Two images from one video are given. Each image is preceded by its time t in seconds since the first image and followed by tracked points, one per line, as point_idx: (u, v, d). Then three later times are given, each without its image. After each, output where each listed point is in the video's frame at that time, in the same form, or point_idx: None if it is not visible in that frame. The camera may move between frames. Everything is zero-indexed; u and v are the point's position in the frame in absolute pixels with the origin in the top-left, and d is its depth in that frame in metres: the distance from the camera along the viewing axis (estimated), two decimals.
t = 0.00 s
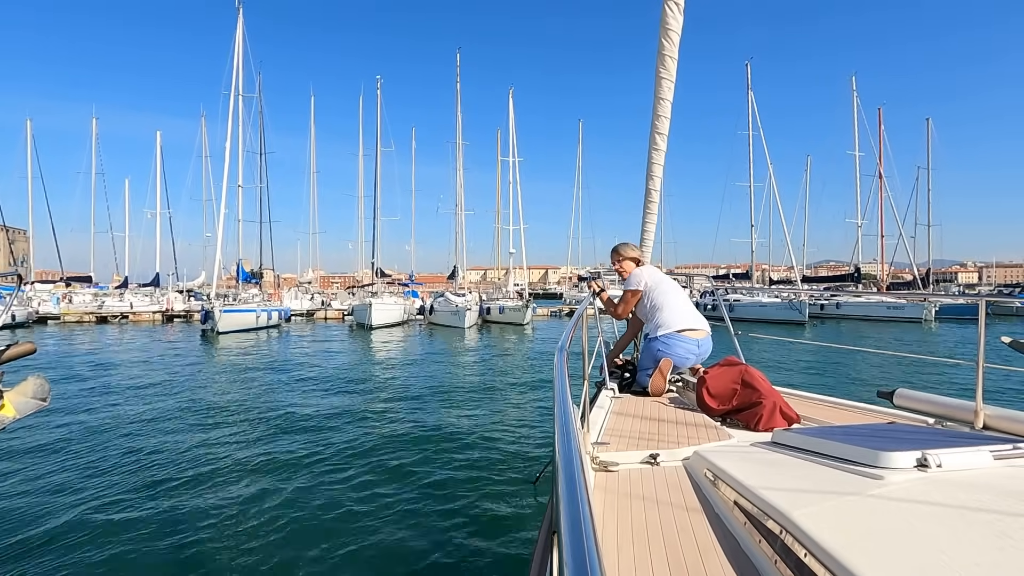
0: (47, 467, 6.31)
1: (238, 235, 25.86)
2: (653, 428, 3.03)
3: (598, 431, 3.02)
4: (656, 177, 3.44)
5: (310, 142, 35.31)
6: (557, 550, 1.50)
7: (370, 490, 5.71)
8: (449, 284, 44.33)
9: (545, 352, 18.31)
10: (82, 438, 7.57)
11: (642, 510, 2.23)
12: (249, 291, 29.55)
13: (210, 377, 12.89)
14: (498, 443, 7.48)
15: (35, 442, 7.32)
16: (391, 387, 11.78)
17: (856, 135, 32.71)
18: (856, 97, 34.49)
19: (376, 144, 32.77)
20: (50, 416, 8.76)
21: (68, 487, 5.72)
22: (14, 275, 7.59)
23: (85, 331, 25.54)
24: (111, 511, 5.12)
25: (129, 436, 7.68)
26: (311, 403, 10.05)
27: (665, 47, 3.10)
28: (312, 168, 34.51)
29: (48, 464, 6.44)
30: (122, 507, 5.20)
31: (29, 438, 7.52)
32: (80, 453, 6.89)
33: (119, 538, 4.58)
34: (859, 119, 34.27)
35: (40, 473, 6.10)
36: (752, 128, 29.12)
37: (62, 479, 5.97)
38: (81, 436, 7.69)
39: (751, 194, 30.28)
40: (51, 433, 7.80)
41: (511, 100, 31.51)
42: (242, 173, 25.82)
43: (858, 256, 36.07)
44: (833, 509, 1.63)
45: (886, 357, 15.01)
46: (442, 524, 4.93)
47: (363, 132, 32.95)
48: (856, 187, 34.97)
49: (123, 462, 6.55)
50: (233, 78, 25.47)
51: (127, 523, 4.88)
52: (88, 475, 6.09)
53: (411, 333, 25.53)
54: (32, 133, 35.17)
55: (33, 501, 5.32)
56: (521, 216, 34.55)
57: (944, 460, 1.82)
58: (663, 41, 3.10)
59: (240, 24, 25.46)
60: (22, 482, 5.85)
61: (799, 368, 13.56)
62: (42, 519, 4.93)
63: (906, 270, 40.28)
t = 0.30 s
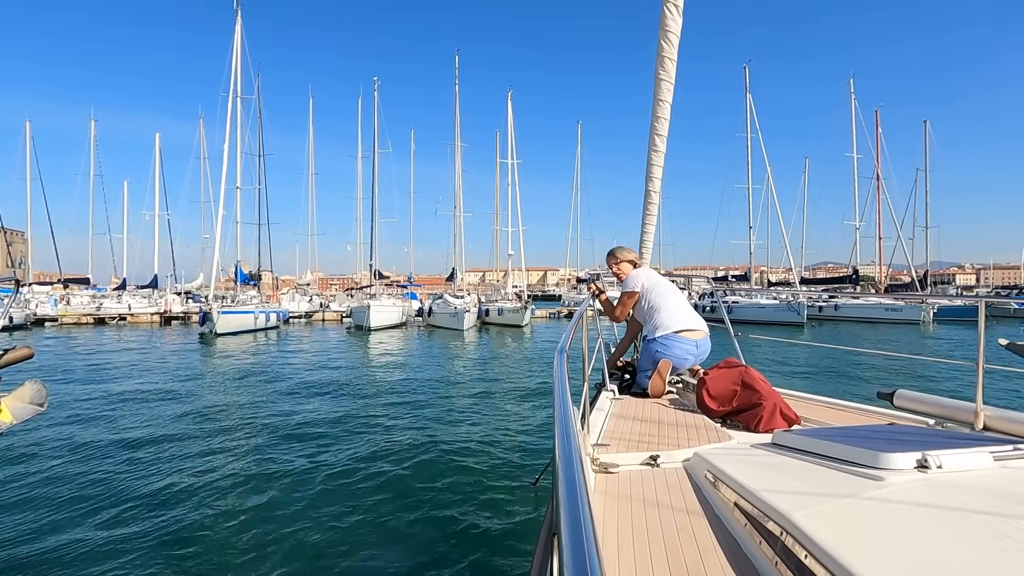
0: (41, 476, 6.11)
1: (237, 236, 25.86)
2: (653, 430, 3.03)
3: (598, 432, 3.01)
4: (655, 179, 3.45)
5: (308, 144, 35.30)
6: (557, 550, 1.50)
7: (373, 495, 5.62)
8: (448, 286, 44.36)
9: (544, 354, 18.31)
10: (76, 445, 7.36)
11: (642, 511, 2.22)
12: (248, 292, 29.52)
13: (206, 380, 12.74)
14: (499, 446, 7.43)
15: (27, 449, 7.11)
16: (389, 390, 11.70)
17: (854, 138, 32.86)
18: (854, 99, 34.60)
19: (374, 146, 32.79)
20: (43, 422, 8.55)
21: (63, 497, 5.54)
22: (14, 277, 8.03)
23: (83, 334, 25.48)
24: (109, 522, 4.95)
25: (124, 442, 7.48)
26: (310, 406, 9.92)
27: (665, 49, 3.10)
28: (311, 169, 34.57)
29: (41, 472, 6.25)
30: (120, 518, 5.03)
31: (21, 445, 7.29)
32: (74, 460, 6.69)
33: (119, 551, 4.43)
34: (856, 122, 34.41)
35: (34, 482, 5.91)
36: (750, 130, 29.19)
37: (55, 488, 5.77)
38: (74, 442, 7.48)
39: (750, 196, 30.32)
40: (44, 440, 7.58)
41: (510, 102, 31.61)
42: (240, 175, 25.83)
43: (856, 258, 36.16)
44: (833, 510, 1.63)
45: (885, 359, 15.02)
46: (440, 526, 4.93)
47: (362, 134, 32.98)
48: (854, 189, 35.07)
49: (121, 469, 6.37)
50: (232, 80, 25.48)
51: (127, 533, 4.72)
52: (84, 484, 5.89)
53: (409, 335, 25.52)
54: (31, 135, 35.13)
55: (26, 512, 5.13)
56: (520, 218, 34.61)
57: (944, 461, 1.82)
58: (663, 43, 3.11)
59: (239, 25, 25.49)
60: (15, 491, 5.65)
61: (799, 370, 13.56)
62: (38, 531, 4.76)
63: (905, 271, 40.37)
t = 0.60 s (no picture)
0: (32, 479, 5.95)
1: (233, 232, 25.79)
2: (653, 427, 3.03)
3: (599, 430, 3.01)
4: (656, 175, 3.44)
5: (305, 139, 35.20)
6: (557, 547, 1.51)
7: (376, 495, 5.55)
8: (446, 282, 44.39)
9: (542, 350, 18.34)
10: (69, 446, 7.19)
11: (643, 509, 2.22)
12: (245, 288, 29.46)
13: (203, 378, 12.59)
14: (502, 443, 7.40)
15: (17, 451, 6.93)
16: (388, 387, 11.62)
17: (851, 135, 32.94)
18: (851, 95, 34.65)
19: (371, 142, 32.69)
20: (36, 423, 8.38)
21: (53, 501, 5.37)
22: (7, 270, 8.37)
23: (80, 330, 25.42)
24: (105, 527, 4.81)
25: (118, 443, 7.32)
26: (310, 404, 9.81)
27: (665, 45, 3.09)
28: (308, 165, 34.53)
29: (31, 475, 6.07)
30: (116, 523, 4.88)
31: (12, 446, 7.12)
32: (67, 462, 6.52)
33: (118, 551, 4.39)
34: (854, 118, 34.40)
35: (25, 486, 5.74)
36: (748, 126, 29.23)
37: (45, 492, 5.60)
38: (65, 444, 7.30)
39: (747, 192, 30.36)
40: (35, 441, 7.39)
41: (508, 98, 31.58)
42: (237, 171, 25.76)
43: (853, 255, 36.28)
44: (834, 507, 1.64)
45: (882, 355, 15.08)
46: (439, 522, 4.93)
47: (360, 130, 32.92)
48: (851, 186, 35.13)
49: (117, 471, 6.23)
50: (229, 75, 25.38)
51: (124, 540, 4.58)
52: (75, 488, 5.73)
53: (407, 332, 25.52)
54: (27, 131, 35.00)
55: (15, 518, 4.97)
56: (518, 215, 34.62)
57: (943, 457, 1.83)
58: (662, 39, 3.10)
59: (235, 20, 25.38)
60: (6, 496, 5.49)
61: (796, 366, 13.60)
62: (31, 537, 4.61)
63: (901, 268, 40.54)
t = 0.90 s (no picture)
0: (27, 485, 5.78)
1: (230, 232, 25.73)
2: (653, 429, 3.03)
3: (599, 432, 3.01)
4: (655, 177, 3.44)
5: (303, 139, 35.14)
6: (557, 548, 1.50)
7: (379, 501, 5.43)
8: (444, 283, 44.32)
9: (540, 350, 18.35)
10: (63, 450, 7.00)
11: (643, 512, 2.22)
12: (242, 289, 29.40)
13: (200, 380, 12.41)
14: (503, 446, 7.29)
15: (10, 455, 6.73)
16: (387, 389, 11.50)
17: (848, 135, 33.04)
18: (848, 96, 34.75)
19: (369, 141, 32.64)
20: (29, 426, 8.18)
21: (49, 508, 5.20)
22: None
23: (76, 330, 25.34)
24: (102, 536, 4.65)
25: (114, 447, 7.14)
26: (308, 407, 9.65)
27: (664, 47, 3.09)
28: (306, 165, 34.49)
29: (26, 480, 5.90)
30: (113, 532, 4.72)
31: (4, 450, 6.92)
32: (62, 467, 6.35)
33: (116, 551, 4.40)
34: (851, 118, 34.46)
35: (17, 492, 5.56)
36: (745, 127, 29.27)
37: (41, 498, 5.43)
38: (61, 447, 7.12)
39: (745, 193, 30.40)
40: (29, 445, 7.21)
41: (506, 98, 31.60)
42: (234, 171, 25.69)
43: (850, 255, 36.38)
44: (833, 508, 1.64)
45: (879, 355, 15.11)
46: (438, 524, 4.92)
47: (358, 129, 32.89)
48: (848, 186, 35.23)
49: (114, 473, 6.18)
50: (225, 75, 25.32)
51: (121, 549, 4.43)
52: (71, 494, 5.56)
53: (405, 332, 25.52)
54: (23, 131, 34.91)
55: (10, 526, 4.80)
56: (515, 215, 34.65)
57: (944, 459, 1.83)
58: (661, 41, 3.10)
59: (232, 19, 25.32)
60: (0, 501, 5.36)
61: (794, 367, 13.64)
62: (26, 546, 4.46)
63: (898, 268, 40.67)
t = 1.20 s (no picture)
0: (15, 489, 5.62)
1: (227, 230, 25.67)
2: (653, 428, 3.03)
3: (598, 432, 3.01)
4: (655, 176, 3.44)
5: (300, 136, 35.03)
6: (557, 548, 1.50)
7: (380, 503, 5.35)
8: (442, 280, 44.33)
9: (538, 348, 18.37)
10: (53, 453, 6.83)
11: (643, 511, 2.22)
12: (239, 287, 29.35)
13: (196, 379, 12.27)
14: (504, 446, 7.25)
15: (8, 454, 6.73)
16: (384, 388, 11.42)
17: (846, 133, 33.12)
18: (846, 94, 34.82)
19: (366, 140, 32.58)
20: (19, 427, 7.99)
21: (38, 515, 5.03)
22: None
23: (72, 329, 25.28)
24: (97, 543, 4.52)
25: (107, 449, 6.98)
26: (306, 406, 9.55)
27: (663, 46, 3.08)
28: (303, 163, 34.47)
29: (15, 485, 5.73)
30: (108, 538, 4.59)
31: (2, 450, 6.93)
32: (60, 466, 6.34)
33: (115, 551, 4.39)
34: (848, 116, 34.53)
35: (16, 491, 5.56)
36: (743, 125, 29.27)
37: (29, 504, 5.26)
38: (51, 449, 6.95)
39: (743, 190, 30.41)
40: (23, 446, 7.09)
41: (503, 96, 31.59)
42: (230, 168, 25.60)
43: (848, 252, 36.49)
44: (835, 509, 1.63)
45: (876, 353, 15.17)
46: (437, 522, 4.92)
47: (355, 127, 32.83)
48: (846, 184, 35.29)
49: (112, 471, 6.17)
50: (222, 72, 25.22)
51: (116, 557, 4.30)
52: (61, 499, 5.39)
53: (402, 330, 25.52)
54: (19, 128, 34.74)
55: None
56: (513, 213, 34.67)
57: (944, 458, 1.83)
58: (661, 41, 3.09)
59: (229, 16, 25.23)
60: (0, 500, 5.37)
61: (791, 364, 13.67)
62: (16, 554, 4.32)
63: (895, 265, 40.79)
